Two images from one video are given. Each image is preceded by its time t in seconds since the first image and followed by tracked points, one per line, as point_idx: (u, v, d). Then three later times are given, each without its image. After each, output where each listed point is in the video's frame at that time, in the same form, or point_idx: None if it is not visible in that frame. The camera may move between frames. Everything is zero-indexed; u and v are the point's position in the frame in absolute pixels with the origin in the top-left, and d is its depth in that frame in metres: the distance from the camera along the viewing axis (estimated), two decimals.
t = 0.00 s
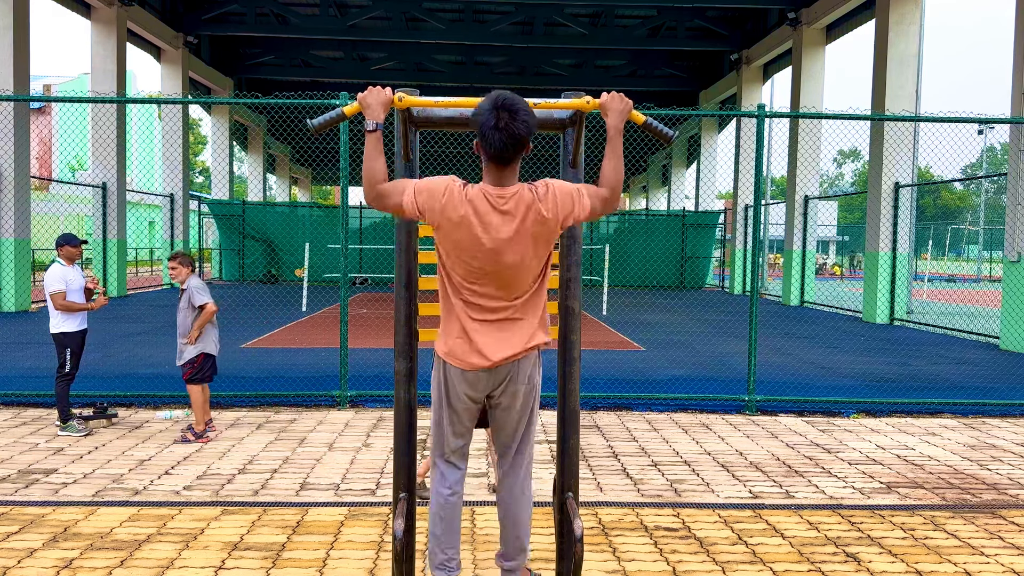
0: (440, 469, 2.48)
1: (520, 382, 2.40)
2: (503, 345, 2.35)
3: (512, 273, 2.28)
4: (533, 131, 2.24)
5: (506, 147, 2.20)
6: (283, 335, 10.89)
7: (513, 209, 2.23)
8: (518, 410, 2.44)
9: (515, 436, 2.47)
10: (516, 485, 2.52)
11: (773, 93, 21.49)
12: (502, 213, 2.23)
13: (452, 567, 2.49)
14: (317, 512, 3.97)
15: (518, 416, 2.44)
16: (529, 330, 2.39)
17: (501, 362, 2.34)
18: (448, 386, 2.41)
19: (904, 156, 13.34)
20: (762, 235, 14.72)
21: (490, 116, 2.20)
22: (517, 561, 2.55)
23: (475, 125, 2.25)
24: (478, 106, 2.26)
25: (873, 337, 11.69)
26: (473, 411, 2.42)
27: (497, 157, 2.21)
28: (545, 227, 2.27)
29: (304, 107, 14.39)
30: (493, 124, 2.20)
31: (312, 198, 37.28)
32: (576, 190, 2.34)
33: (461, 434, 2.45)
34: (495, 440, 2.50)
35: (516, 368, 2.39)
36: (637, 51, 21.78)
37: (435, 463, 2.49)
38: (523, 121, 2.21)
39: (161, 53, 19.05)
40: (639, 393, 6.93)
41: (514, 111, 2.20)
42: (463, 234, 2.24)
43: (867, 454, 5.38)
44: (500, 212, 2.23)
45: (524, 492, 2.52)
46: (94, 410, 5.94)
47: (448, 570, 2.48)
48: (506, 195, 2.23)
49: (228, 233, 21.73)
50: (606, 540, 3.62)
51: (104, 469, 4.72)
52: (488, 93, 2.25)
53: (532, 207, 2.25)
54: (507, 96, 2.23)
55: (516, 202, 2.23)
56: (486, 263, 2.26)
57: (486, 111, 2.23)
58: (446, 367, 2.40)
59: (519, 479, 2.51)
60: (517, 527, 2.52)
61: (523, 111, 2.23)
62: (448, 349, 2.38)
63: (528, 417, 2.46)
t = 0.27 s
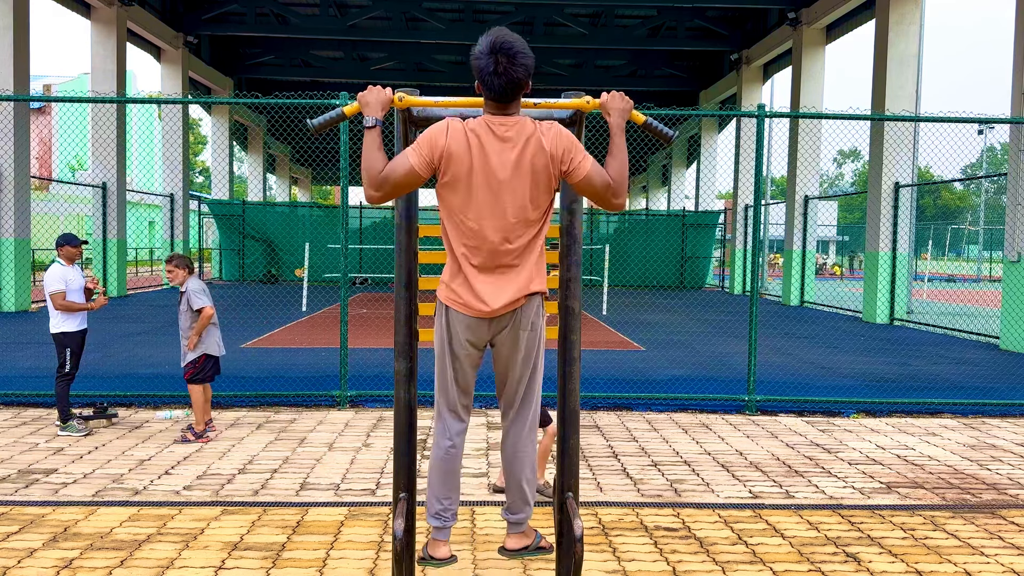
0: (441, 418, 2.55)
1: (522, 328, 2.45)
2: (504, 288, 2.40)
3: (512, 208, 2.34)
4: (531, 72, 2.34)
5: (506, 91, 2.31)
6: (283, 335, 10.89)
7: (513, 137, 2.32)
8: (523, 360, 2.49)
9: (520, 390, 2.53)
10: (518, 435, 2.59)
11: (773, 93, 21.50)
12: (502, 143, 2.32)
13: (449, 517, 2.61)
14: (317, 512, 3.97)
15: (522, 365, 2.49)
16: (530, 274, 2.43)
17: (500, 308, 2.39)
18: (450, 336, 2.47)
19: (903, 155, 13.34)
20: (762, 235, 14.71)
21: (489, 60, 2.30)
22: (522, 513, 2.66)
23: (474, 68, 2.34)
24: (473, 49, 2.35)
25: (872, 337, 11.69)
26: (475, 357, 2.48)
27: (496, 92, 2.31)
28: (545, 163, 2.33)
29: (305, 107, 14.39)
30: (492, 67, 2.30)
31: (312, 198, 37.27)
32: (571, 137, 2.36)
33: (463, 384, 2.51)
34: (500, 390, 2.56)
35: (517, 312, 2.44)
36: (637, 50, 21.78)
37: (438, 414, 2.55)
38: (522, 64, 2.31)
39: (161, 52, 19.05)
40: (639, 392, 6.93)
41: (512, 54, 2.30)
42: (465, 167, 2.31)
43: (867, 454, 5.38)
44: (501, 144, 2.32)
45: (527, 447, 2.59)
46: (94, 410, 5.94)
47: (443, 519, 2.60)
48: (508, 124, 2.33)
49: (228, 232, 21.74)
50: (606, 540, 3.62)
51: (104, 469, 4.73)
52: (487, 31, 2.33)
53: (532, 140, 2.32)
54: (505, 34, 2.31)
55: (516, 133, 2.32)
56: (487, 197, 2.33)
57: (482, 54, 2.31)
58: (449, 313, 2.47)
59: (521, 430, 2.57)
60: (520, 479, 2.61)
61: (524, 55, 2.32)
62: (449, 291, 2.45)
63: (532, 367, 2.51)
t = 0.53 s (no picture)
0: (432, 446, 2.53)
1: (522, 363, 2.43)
2: (499, 324, 2.37)
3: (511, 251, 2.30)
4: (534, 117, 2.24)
5: (508, 136, 2.21)
6: (283, 335, 10.89)
7: (512, 190, 2.25)
8: (521, 394, 2.47)
9: (519, 425, 2.50)
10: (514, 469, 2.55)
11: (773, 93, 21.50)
12: (502, 195, 2.25)
13: (442, 551, 2.53)
14: (317, 512, 3.97)
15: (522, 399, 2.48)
16: (528, 312, 2.40)
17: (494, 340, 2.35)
18: (447, 365, 2.43)
19: (904, 155, 13.34)
20: (761, 234, 14.71)
21: (492, 103, 2.20)
22: (514, 554, 2.57)
23: (476, 112, 2.24)
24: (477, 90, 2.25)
25: (873, 337, 11.68)
26: (470, 391, 2.46)
27: (497, 142, 2.23)
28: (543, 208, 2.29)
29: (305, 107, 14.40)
30: (495, 112, 2.20)
31: (312, 198, 37.28)
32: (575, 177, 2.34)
33: (456, 413, 2.48)
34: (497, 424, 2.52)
35: (517, 350, 2.41)
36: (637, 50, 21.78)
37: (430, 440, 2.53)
38: (526, 107, 2.21)
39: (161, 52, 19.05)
40: (638, 393, 6.93)
41: (516, 97, 2.20)
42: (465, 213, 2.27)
43: (867, 454, 5.38)
44: (501, 196, 2.25)
45: (521, 485, 2.53)
46: (94, 410, 5.95)
47: (437, 552, 2.53)
48: (507, 178, 2.25)
49: (228, 233, 21.74)
50: (606, 540, 3.62)
51: (104, 470, 4.73)
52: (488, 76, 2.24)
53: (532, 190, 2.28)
54: (508, 79, 2.23)
55: (517, 183, 2.26)
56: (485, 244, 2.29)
57: (486, 98, 2.21)
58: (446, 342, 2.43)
59: (518, 464, 2.53)
60: (512, 514, 2.55)
61: (526, 100, 2.22)
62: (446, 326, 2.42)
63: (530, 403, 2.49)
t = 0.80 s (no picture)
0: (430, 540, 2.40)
1: (515, 447, 2.35)
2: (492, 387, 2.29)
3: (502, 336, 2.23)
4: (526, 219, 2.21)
5: (502, 240, 2.13)
6: (283, 335, 10.89)
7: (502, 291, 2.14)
8: (514, 480, 2.39)
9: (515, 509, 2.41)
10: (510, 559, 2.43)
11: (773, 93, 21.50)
12: (493, 293, 2.14)
13: None
14: (317, 512, 3.97)
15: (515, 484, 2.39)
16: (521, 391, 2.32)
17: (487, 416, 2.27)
18: (442, 454, 2.34)
19: (904, 155, 13.34)
20: (762, 234, 14.72)
21: (488, 209, 2.16)
22: None
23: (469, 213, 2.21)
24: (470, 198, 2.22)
25: (873, 338, 11.68)
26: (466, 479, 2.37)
27: (491, 239, 2.13)
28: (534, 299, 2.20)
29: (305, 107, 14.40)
30: (489, 218, 2.15)
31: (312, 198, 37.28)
32: (562, 249, 2.28)
33: (455, 504, 2.38)
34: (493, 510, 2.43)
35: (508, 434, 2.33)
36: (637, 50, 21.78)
37: (427, 534, 2.40)
38: (518, 215, 2.16)
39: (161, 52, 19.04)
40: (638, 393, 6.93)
41: (507, 204, 2.18)
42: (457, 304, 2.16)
43: (867, 454, 5.38)
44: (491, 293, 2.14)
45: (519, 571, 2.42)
46: (94, 410, 5.94)
47: None
48: (498, 276, 2.14)
49: (228, 233, 21.74)
50: (606, 541, 3.62)
51: (104, 470, 4.72)
52: (482, 183, 2.22)
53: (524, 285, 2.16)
54: (501, 185, 2.21)
55: (508, 282, 2.15)
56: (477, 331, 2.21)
57: (481, 202, 2.19)
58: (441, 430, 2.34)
59: (514, 553, 2.42)
60: None
61: (519, 204, 2.20)
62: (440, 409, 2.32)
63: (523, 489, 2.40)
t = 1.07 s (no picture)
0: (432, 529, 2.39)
1: (514, 439, 2.34)
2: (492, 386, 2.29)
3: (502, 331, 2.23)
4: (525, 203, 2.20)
5: (500, 228, 2.14)
6: (283, 335, 10.90)
7: (502, 284, 2.14)
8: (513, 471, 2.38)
9: (515, 498, 2.41)
10: (512, 548, 2.43)
11: (773, 93, 21.51)
12: (493, 287, 2.14)
13: None
14: (317, 512, 3.97)
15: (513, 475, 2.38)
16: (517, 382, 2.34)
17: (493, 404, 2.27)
18: (442, 445, 2.34)
19: (904, 155, 13.34)
20: (762, 234, 14.72)
21: (485, 193, 2.15)
22: None
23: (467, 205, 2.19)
24: (469, 181, 2.21)
25: (873, 338, 11.68)
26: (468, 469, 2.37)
27: (489, 223, 2.13)
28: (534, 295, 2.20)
29: (305, 107, 14.40)
30: (486, 202, 2.15)
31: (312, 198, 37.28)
32: (563, 243, 2.28)
33: (457, 494, 2.38)
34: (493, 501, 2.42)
35: (506, 427, 2.32)
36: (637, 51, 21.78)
37: (429, 525, 2.40)
38: (518, 199, 2.17)
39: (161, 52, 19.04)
40: (638, 393, 6.93)
41: (505, 186, 2.16)
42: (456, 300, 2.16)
43: (867, 454, 5.38)
44: (491, 287, 2.14)
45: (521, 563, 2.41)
46: (94, 410, 5.95)
47: None
48: (498, 271, 2.14)
49: (228, 233, 21.75)
50: (606, 540, 3.62)
51: (104, 469, 4.73)
52: (478, 170, 2.20)
53: (525, 281, 2.17)
54: (496, 172, 2.20)
55: (509, 277, 2.15)
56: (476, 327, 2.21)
57: (477, 187, 2.18)
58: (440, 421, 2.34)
59: (515, 544, 2.41)
60: None
61: (517, 191, 2.19)
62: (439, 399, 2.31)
63: (523, 481, 2.40)
